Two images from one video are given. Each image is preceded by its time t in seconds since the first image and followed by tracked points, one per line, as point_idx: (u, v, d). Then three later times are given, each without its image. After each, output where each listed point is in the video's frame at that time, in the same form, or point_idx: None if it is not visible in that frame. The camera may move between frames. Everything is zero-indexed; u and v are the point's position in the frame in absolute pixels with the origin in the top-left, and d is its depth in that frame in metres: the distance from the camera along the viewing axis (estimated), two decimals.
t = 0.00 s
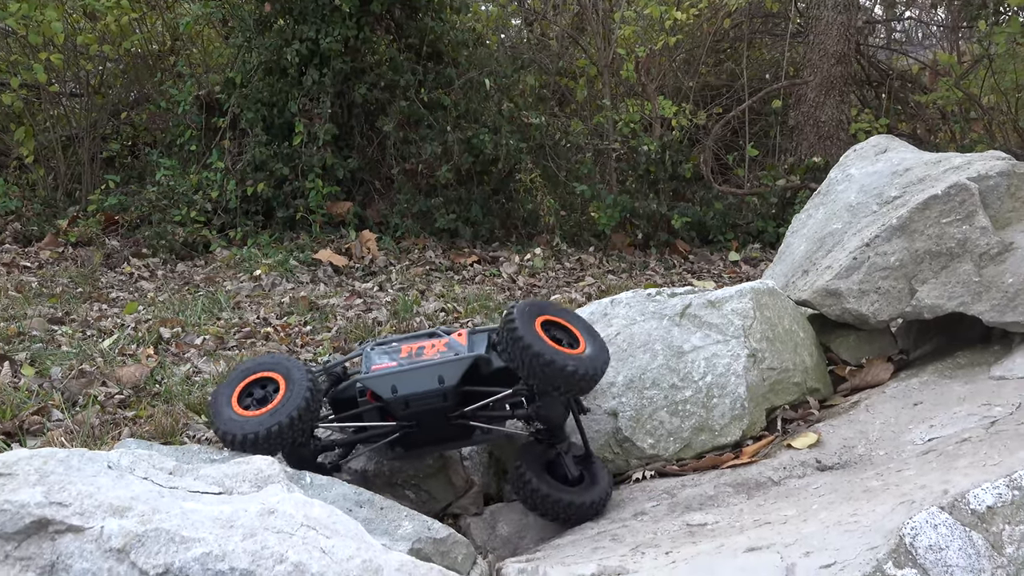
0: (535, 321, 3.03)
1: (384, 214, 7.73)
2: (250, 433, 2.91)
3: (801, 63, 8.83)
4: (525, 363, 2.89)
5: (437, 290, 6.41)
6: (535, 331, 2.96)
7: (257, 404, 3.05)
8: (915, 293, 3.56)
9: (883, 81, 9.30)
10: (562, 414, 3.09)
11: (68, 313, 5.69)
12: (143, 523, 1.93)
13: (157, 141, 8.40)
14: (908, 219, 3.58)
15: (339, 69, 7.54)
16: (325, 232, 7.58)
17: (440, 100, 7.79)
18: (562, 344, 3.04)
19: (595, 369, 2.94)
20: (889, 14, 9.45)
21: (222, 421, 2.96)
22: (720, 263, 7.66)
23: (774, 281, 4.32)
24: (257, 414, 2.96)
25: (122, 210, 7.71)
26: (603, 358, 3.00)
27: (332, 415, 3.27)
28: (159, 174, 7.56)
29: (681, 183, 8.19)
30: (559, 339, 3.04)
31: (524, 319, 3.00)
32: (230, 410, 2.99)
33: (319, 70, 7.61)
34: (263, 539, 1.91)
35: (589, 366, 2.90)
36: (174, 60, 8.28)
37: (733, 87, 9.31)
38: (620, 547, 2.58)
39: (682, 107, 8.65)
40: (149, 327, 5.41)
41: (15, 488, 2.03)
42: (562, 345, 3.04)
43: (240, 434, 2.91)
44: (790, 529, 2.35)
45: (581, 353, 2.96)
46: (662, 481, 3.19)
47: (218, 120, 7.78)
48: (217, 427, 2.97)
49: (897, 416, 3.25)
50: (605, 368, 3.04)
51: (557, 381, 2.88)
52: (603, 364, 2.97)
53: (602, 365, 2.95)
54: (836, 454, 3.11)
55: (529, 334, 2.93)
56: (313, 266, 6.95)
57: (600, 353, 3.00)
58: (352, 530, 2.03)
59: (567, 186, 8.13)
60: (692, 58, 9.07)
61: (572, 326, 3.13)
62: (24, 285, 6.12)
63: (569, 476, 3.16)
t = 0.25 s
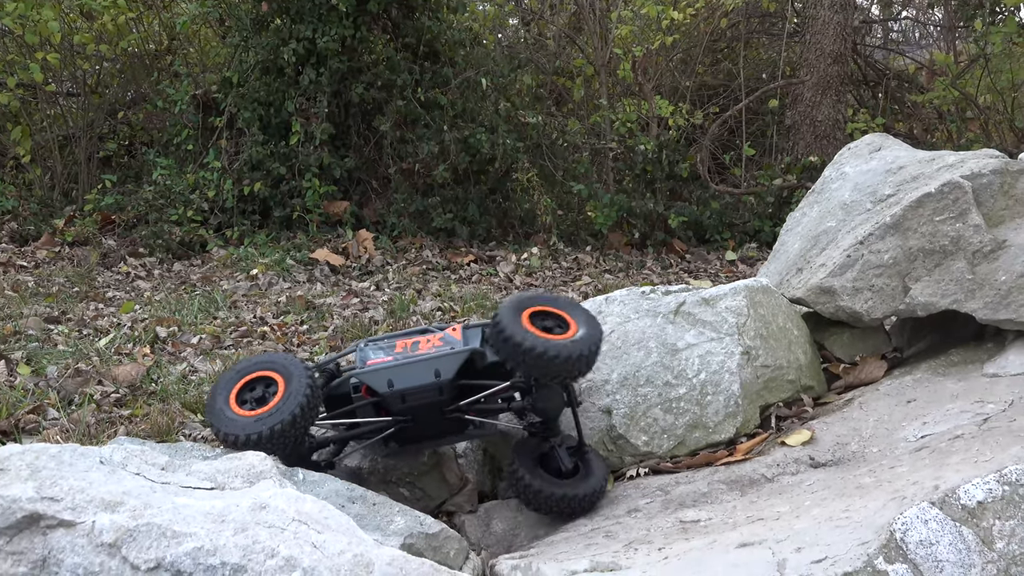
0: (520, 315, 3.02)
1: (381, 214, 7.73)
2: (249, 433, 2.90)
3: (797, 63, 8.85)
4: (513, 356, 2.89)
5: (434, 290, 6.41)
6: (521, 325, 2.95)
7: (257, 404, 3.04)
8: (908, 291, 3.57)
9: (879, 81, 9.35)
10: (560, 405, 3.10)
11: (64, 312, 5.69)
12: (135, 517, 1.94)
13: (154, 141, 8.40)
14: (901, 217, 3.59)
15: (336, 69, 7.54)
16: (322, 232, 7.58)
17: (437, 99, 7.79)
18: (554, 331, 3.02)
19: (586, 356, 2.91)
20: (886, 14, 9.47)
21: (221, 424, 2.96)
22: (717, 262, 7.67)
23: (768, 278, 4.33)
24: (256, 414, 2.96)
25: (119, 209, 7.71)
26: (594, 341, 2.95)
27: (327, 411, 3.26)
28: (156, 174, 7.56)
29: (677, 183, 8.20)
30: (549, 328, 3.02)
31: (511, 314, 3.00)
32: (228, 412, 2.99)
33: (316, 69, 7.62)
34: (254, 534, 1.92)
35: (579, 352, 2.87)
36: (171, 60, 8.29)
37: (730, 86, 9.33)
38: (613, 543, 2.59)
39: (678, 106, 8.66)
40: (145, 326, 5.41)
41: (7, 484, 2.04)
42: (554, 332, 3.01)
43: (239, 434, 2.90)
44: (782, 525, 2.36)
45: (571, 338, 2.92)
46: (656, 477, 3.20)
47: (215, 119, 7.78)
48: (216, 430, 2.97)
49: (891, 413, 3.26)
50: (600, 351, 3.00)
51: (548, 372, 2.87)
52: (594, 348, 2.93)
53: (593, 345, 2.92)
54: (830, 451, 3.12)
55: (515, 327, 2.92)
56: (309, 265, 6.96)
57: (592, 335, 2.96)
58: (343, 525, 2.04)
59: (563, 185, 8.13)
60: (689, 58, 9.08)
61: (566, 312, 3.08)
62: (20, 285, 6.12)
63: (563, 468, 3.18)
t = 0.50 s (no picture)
0: (459, 357, 3.00)
1: (379, 213, 7.73)
2: (229, 427, 2.90)
3: (795, 62, 8.85)
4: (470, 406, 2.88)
5: (432, 289, 6.41)
6: (462, 373, 2.93)
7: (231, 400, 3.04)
8: (905, 290, 3.58)
9: (877, 81, 9.33)
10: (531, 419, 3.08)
11: (61, 312, 5.68)
12: (131, 516, 1.93)
13: (152, 140, 8.39)
14: (899, 216, 3.60)
15: (334, 68, 7.53)
16: (320, 231, 7.57)
17: (435, 99, 7.78)
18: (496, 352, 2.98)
19: (530, 358, 2.87)
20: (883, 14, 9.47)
21: (198, 424, 2.94)
22: (715, 262, 7.67)
23: (765, 278, 4.33)
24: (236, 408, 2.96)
25: (117, 209, 7.69)
26: (529, 341, 2.90)
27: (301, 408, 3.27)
28: (153, 173, 7.55)
29: (675, 182, 8.20)
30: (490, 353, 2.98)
31: (454, 365, 2.99)
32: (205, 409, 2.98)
33: (314, 69, 7.61)
34: (250, 533, 1.91)
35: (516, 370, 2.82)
36: (168, 59, 8.29)
37: (727, 86, 9.32)
38: (610, 542, 2.59)
39: (676, 106, 8.65)
40: (142, 325, 5.40)
41: (3, 483, 2.04)
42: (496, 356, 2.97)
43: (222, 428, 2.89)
44: (780, 524, 2.36)
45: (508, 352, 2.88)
46: (654, 476, 3.20)
47: (213, 119, 7.77)
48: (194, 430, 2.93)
49: (888, 412, 3.27)
50: (543, 342, 2.95)
51: (508, 398, 2.86)
52: (534, 350, 2.89)
53: (527, 354, 2.86)
54: (827, 450, 3.12)
55: (457, 379, 2.91)
56: (307, 265, 6.95)
57: (525, 335, 2.90)
58: (340, 524, 2.04)
59: (561, 184, 8.13)
60: (687, 57, 9.08)
61: (496, 324, 3.03)
62: (17, 285, 6.10)
63: (536, 484, 3.18)
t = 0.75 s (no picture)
0: (466, 344, 3.04)
1: (377, 213, 7.73)
2: (232, 434, 2.89)
3: (793, 63, 8.86)
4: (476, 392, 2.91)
5: (430, 289, 6.41)
6: (467, 359, 2.97)
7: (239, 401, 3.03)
8: (904, 290, 3.58)
9: (876, 81, 9.32)
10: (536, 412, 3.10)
11: (60, 312, 5.68)
12: (131, 517, 1.93)
13: (150, 140, 8.38)
14: (897, 216, 3.60)
15: (332, 68, 7.53)
16: (318, 231, 7.57)
17: (433, 99, 7.78)
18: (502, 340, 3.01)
19: (536, 343, 2.90)
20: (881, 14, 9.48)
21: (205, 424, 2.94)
22: (713, 262, 7.67)
23: (764, 278, 4.33)
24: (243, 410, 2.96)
25: (115, 209, 7.69)
26: (535, 326, 2.93)
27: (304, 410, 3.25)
28: (152, 174, 7.54)
29: (673, 182, 8.20)
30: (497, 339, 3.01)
31: (461, 350, 3.03)
32: (212, 411, 2.97)
33: (312, 69, 7.61)
34: (250, 533, 1.92)
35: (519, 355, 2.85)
36: (166, 59, 8.27)
37: (726, 86, 9.33)
38: (609, 543, 2.59)
39: (674, 106, 8.66)
40: (141, 326, 5.40)
41: (2, 484, 2.03)
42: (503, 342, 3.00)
43: (229, 430, 2.89)
44: (779, 525, 2.36)
45: (514, 337, 2.92)
46: (652, 477, 3.21)
47: (211, 119, 7.77)
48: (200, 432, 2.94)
49: (886, 412, 3.27)
50: (549, 328, 2.98)
51: (513, 383, 2.88)
52: (540, 334, 2.92)
53: (531, 342, 2.88)
54: (825, 450, 3.13)
55: (462, 365, 2.94)
56: (306, 265, 6.95)
57: (529, 322, 2.93)
58: (339, 524, 2.04)
59: (560, 185, 8.13)
60: (685, 58, 9.09)
61: (503, 312, 3.07)
62: (15, 285, 6.10)
63: (539, 481, 3.17)
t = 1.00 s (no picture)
0: (476, 339, 3.03)
1: (376, 214, 7.73)
2: (237, 438, 2.90)
3: (791, 63, 8.87)
4: (487, 386, 2.91)
5: (429, 290, 6.41)
6: (478, 354, 2.95)
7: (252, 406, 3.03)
8: (903, 290, 3.58)
9: (874, 81, 9.34)
10: (549, 408, 3.10)
11: (58, 313, 5.67)
12: (132, 518, 1.93)
13: (148, 140, 8.38)
14: (896, 217, 3.60)
15: (330, 69, 7.52)
16: (317, 232, 7.57)
17: (432, 99, 7.78)
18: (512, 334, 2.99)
19: (545, 336, 2.88)
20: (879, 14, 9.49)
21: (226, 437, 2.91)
22: (712, 262, 7.68)
23: (763, 278, 4.34)
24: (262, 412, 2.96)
25: (114, 210, 7.68)
26: (544, 319, 2.91)
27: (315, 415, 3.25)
28: (150, 174, 7.53)
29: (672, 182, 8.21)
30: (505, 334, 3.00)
31: (472, 345, 3.02)
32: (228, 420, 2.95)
33: (310, 69, 7.60)
34: (251, 535, 1.92)
35: (527, 349, 2.83)
36: (165, 60, 8.26)
37: (724, 86, 9.33)
38: (609, 543, 2.59)
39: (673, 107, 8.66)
40: (139, 326, 5.39)
41: (3, 485, 2.03)
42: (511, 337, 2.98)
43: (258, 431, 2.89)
44: (778, 525, 2.36)
45: (524, 330, 2.90)
46: (652, 478, 3.22)
47: (210, 119, 7.77)
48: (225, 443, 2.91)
49: (885, 413, 3.28)
50: (558, 320, 2.95)
51: (523, 377, 2.87)
52: (549, 327, 2.90)
53: (539, 335, 2.86)
54: (824, 450, 3.13)
55: (473, 360, 2.94)
56: (304, 265, 6.94)
57: (537, 316, 2.91)
58: (340, 525, 2.04)
59: (558, 185, 8.13)
60: (684, 58, 9.09)
61: (514, 304, 3.06)
62: (14, 286, 6.10)
63: (554, 476, 3.21)
